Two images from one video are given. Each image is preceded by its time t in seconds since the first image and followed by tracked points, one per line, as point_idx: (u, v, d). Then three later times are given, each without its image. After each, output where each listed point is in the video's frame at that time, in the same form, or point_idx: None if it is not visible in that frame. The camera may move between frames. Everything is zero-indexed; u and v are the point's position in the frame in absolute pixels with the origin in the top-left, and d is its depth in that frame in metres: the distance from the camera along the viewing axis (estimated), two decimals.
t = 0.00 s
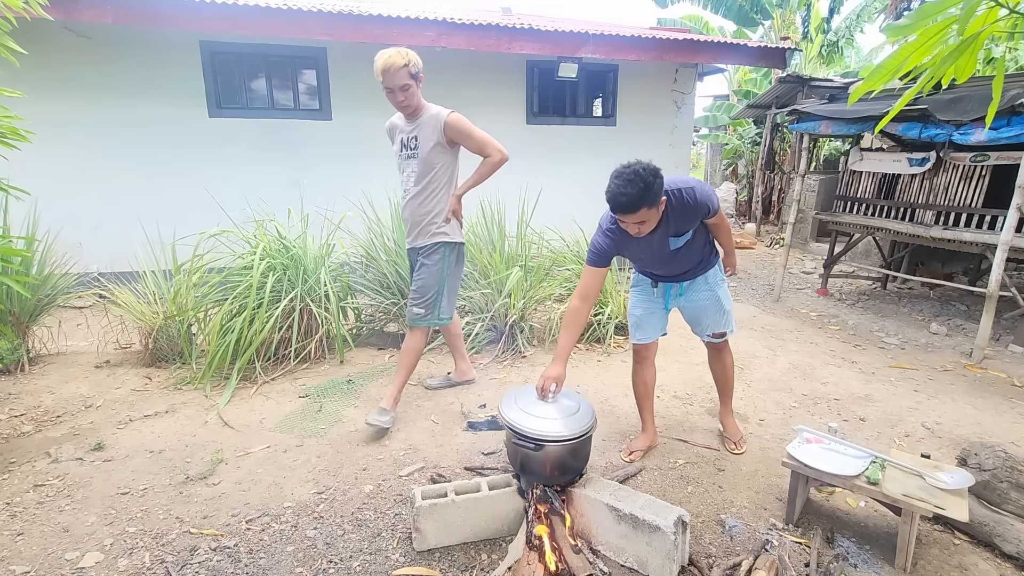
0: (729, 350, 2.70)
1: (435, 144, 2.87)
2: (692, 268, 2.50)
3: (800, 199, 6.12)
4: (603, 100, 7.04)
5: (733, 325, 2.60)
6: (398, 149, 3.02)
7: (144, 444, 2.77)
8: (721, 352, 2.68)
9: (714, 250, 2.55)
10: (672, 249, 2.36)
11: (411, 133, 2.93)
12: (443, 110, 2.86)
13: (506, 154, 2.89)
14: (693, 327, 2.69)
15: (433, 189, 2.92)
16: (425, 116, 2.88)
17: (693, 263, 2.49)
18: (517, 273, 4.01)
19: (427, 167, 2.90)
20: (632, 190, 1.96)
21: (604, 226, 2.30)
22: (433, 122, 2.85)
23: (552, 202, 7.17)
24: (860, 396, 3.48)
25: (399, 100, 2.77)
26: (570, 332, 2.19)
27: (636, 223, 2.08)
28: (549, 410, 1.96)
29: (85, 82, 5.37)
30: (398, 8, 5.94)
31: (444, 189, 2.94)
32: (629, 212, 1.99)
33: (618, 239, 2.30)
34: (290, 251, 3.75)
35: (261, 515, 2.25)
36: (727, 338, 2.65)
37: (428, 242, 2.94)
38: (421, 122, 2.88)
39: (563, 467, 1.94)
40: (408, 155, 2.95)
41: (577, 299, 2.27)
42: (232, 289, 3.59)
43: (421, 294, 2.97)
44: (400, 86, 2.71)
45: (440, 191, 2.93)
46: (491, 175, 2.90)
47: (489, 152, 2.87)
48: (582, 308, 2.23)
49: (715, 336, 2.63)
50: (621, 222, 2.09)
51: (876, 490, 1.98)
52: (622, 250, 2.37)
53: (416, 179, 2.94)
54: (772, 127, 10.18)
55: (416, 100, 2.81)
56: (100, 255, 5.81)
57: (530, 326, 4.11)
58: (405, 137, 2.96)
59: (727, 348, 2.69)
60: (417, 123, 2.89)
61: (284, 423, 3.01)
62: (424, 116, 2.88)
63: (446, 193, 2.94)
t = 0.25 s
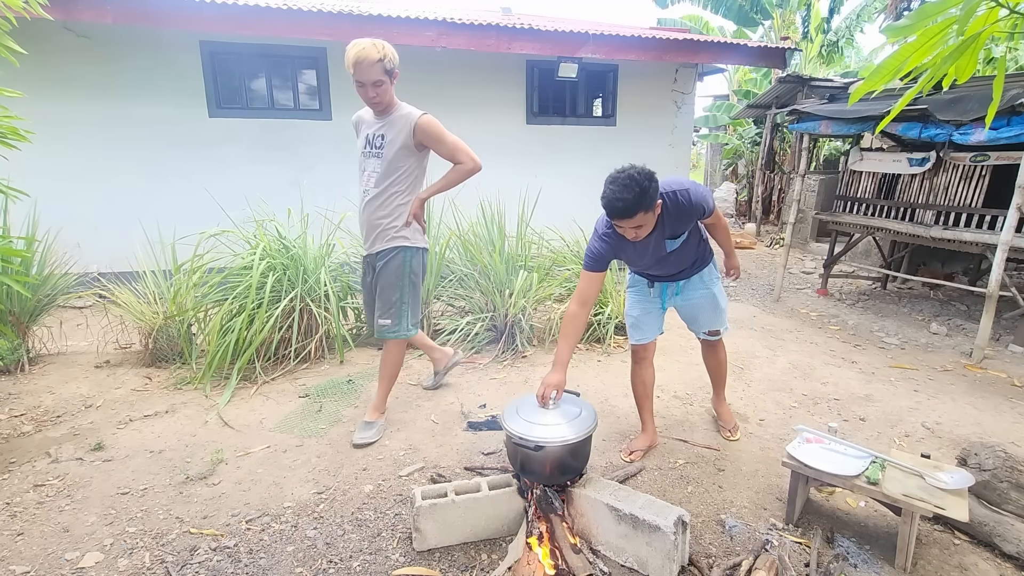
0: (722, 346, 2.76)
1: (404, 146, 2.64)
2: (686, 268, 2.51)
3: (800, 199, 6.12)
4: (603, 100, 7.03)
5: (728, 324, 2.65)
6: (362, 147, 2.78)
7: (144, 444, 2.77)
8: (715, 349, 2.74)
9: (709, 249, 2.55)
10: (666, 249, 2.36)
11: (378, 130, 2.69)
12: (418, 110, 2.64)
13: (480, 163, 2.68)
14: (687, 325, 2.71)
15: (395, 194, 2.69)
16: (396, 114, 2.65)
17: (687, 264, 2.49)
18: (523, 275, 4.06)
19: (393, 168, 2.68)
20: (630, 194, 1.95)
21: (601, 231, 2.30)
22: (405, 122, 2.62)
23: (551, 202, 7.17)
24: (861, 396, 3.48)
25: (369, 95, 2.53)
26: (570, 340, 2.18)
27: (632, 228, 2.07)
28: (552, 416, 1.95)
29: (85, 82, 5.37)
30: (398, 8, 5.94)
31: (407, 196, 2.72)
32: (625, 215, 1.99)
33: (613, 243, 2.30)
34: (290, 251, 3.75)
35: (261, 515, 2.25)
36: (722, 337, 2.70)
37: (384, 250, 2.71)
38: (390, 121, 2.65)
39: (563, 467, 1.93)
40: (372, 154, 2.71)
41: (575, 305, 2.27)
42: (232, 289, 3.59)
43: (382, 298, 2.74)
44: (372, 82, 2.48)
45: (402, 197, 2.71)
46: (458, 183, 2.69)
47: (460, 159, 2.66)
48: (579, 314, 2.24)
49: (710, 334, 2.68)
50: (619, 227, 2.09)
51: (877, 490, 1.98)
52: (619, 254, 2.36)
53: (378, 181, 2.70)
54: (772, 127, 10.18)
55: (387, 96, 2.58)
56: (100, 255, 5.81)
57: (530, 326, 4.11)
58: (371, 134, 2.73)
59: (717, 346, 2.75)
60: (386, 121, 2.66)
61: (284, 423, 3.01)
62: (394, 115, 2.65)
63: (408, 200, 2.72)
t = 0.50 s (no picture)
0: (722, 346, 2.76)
1: (373, 141, 2.52)
2: (687, 269, 2.52)
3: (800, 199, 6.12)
4: (603, 100, 7.04)
5: (728, 325, 2.65)
6: (325, 143, 2.62)
7: (144, 444, 2.77)
8: (715, 350, 2.74)
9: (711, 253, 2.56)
10: (669, 248, 2.37)
11: (343, 125, 2.55)
12: (385, 102, 2.52)
13: (454, 159, 2.61)
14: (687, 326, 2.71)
15: (367, 193, 2.57)
16: (362, 107, 2.52)
17: (688, 264, 2.50)
18: (523, 276, 4.06)
19: (363, 166, 2.55)
20: (634, 188, 1.96)
21: (603, 227, 2.31)
22: (373, 115, 2.50)
23: (552, 202, 7.17)
24: (861, 396, 3.48)
25: (331, 87, 2.39)
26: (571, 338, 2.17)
27: (634, 222, 2.07)
28: (552, 416, 1.95)
29: (85, 82, 5.37)
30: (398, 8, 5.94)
31: (380, 194, 2.60)
32: (629, 210, 1.99)
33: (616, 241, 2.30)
34: (290, 251, 3.75)
35: (261, 514, 2.26)
36: (721, 337, 2.69)
37: (359, 253, 2.59)
38: (357, 114, 2.52)
39: (563, 467, 1.93)
40: (339, 151, 2.57)
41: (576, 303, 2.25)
42: (232, 289, 3.60)
43: (376, 311, 2.66)
44: (333, 72, 2.34)
45: (375, 196, 2.59)
46: (433, 181, 2.60)
47: (433, 155, 2.57)
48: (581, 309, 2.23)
49: (709, 335, 2.67)
50: (622, 221, 2.09)
51: (877, 490, 1.98)
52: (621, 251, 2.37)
53: (348, 179, 2.57)
54: (772, 127, 10.18)
55: (350, 89, 2.45)
56: (100, 255, 5.81)
57: (531, 326, 4.11)
58: (335, 130, 2.58)
59: (716, 348, 2.76)
60: (351, 115, 2.52)
61: (284, 423, 3.01)
62: (360, 109, 2.52)
63: (381, 198, 2.61)
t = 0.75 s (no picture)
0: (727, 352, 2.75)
1: (342, 144, 2.35)
2: (694, 266, 2.53)
3: (799, 200, 6.12)
4: (603, 100, 7.04)
5: (733, 332, 2.64)
6: (285, 148, 2.41)
7: (144, 444, 2.77)
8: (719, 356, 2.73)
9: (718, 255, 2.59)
10: (680, 235, 2.40)
11: (307, 128, 2.36)
12: (352, 102, 2.36)
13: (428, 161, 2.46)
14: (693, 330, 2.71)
15: (339, 200, 2.40)
16: (327, 108, 2.35)
17: (696, 260, 2.52)
18: (522, 275, 4.06)
19: (332, 171, 2.37)
20: (653, 147, 2.05)
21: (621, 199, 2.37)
22: (339, 116, 2.33)
23: (552, 202, 7.17)
24: (861, 396, 3.48)
25: (293, 87, 2.21)
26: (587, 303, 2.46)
27: (648, 187, 2.15)
28: (553, 415, 1.95)
29: (85, 82, 5.37)
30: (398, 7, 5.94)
31: (352, 200, 2.44)
32: (648, 170, 2.07)
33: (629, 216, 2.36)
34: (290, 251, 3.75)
35: (261, 514, 2.25)
36: (727, 344, 2.68)
37: (334, 264, 2.42)
38: (321, 116, 2.34)
39: (563, 466, 1.93)
40: (304, 156, 2.38)
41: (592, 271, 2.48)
42: (232, 289, 3.61)
43: (363, 321, 2.56)
44: (294, 71, 2.16)
45: (347, 203, 2.42)
46: (406, 185, 2.45)
47: (406, 157, 2.42)
48: (597, 276, 2.46)
49: (715, 340, 2.67)
50: (638, 186, 2.16)
51: (876, 490, 1.98)
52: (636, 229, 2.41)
53: (316, 186, 2.38)
54: (772, 127, 10.18)
55: (312, 88, 2.27)
56: (100, 255, 5.81)
57: (531, 326, 4.11)
58: (297, 133, 2.38)
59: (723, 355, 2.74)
60: (315, 116, 2.34)
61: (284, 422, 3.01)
62: (325, 110, 2.34)
63: (353, 205, 2.45)
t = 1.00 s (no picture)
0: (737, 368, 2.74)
1: (294, 141, 2.09)
2: (716, 263, 2.51)
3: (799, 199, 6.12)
4: (603, 100, 7.04)
5: (746, 346, 2.60)
6: (222, 148, 2.08)
7: (144, 444, 2.77)
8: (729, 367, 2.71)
9: (741, 265, 2.56)
10: (709, 219, 2.41)
11: (250, 124, 2.06)
12: (301, 96, 2.11)
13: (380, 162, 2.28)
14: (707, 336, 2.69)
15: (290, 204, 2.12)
16: (272, 102, 2.07)
17: (722, 256, 2.50)
18: (523, 276, 4.06)
19: (282, 171, 2.09)
20: (694, 103, 2.15)
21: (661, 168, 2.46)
22: (290, 111, 2.07)
23: (552, 202, 7.17)
24: (861, 396, 3.48)
25: (241, 77, 1.94)
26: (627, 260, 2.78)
27: (683, 146, 2.22)
28: (553, 415, 1.95)
29: (86, 82, 5.37)
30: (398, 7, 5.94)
31: (304, 205, 2.17)
32: (687, 126, 2.16)
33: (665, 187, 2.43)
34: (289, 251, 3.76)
35: (261, 514, 2.26)
36: (738, 358, 2.66)
37: (286, 275, 2.14)
38: (267, 111, 2.06)
39: (563, 467, 1.93)
40: (247, 155, 2.08)
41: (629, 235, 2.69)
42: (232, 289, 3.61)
43: (308, 347, 2.21)
44: (240, 58, 1.90)
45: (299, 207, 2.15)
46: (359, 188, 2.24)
47: (359, 158, 2.22)
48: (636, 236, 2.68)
49: (726, 351, 2.64)
50: (676, 147, 2.24)
51: (877, 491, 1.98)
52: (670, 203, 2.46)
53: (264, 189, 2.08)
54: (772, 127, 10.18)
55: (256, 79, 2.00)
56: (101, 255, 5.81)
57: (531, 326, 4.11)
58: (236, 130, 2.07)
59: (733, 367, 2.72)
60: (258, 110, 2.06)
61: (284, 423, 3.01)
62: (270, 103, 2.07)
63: (305, 210, 2.18)
